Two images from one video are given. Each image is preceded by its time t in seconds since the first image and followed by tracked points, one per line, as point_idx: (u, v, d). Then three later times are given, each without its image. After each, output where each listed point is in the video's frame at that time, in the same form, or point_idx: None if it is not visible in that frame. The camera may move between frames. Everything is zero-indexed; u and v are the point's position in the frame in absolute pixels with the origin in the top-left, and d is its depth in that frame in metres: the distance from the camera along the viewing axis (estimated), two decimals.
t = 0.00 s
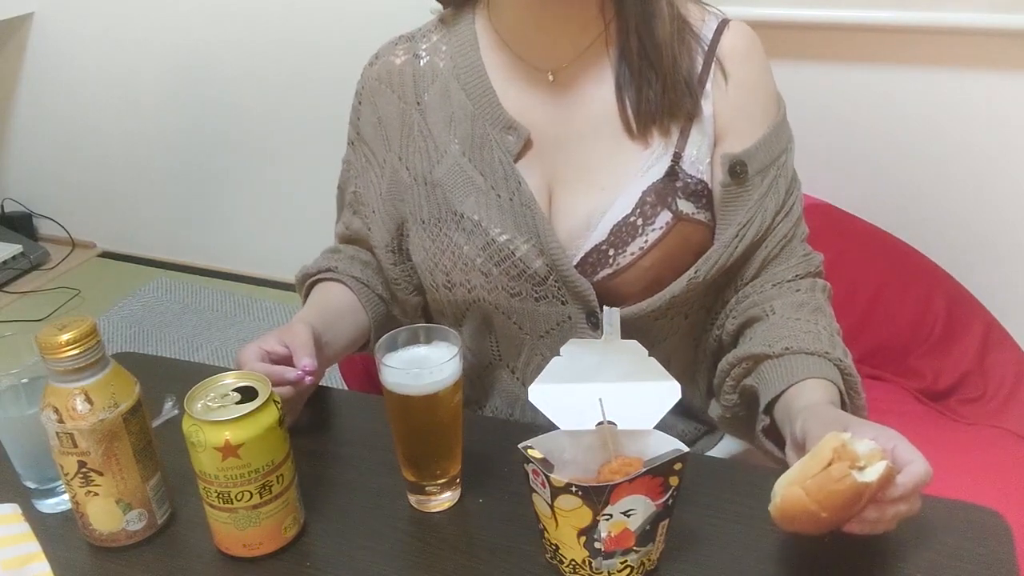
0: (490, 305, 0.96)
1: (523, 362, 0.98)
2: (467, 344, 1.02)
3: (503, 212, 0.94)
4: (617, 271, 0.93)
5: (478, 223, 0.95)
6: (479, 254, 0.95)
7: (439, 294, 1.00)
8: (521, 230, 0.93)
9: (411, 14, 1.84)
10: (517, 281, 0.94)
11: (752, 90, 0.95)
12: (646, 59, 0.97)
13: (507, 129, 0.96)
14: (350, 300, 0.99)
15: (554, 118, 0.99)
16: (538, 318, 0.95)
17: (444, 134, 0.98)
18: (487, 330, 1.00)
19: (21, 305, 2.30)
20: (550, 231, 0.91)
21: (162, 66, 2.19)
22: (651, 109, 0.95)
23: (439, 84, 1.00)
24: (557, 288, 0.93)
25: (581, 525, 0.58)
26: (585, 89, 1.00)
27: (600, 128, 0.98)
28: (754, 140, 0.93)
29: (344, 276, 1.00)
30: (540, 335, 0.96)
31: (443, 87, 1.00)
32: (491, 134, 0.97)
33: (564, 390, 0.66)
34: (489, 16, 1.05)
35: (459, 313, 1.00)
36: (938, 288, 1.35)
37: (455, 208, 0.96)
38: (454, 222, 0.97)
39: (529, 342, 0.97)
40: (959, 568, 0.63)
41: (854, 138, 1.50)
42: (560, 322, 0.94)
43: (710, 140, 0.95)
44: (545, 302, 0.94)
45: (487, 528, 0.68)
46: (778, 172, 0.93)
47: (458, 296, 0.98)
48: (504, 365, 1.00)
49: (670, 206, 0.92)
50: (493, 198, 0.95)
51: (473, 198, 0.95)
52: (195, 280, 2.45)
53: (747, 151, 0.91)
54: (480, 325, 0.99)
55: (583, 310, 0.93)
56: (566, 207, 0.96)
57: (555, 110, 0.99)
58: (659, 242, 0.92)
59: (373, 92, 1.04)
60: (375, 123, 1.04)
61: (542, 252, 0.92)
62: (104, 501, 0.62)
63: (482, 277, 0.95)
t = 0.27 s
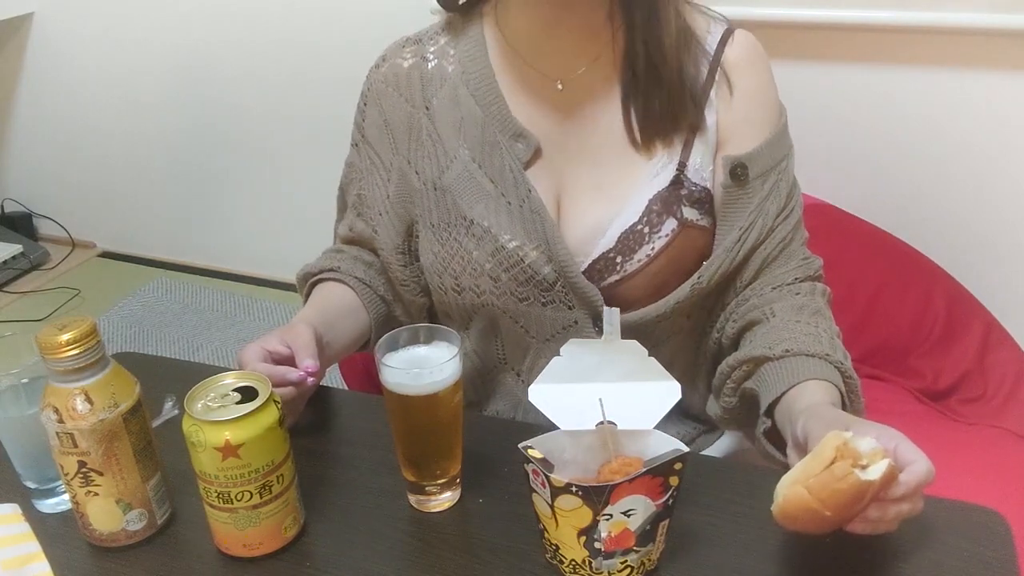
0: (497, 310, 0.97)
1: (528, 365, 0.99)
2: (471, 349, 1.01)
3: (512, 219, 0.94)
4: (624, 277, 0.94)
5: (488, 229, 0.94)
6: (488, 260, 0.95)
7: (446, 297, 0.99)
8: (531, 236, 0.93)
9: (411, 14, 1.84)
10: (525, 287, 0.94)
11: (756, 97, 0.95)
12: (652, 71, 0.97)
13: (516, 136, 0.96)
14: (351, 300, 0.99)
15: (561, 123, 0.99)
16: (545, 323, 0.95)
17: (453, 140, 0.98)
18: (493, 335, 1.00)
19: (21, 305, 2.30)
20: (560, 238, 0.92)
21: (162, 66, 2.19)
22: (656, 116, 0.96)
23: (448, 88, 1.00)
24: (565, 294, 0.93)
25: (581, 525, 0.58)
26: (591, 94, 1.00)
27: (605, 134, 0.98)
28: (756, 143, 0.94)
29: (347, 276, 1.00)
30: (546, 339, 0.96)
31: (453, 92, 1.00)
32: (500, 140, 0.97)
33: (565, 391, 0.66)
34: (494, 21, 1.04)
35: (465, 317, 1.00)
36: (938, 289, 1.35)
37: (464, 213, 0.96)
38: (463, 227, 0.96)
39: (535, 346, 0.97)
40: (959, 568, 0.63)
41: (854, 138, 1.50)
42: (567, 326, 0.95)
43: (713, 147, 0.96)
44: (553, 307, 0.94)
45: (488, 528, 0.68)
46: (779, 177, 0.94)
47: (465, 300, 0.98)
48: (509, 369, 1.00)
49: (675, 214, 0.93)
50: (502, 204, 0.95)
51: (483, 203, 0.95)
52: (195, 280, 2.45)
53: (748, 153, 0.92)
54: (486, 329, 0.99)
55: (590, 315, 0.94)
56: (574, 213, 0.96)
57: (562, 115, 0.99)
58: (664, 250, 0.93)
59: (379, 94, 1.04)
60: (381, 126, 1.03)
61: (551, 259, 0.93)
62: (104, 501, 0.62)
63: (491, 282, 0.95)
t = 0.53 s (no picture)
0: (497, 306, 0.97)
1: (529, 361, 0.99)
2: (471, 346, 1.01)
3: (511, 214, 0.94)
4: (623, 271, 0.94)
5: (487, 224, 0.94)
6: (487, 255, 0.95)
7: (447, 293, 1.00)
8: (530, 232, 0.93)
9: (411, 14, 1.84)
10: (524, 282, 0.94)
11: (755, 95, 0.95)
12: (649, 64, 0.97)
13: (516, 132, 0.96)
14: (353, 301, 0.99)
15: (561, 120, 0.99)
16: (545, 318, 0.95)
17: (453, 136, 0.98)
18: (494, 331, 1.00)
19: (21, 305, 2.30)
20: (559, 233, 0.92)
21: (162, 66, 2.19)
22: (654, 110, 0.96)
23: (448, 85, 1.00)
24: (564, 289, 0.93)
25: (581, 525, 0.58)
26: (591, 91, 1.00)
27: (606, 131, 0.98)
28: (755, 138, 0.94)
29: (347, 277, 1.00)
30: (546, 334, 0.96)
31: (452, 89, 1.00)
32: (500, 136, 0.97)
33: (565, 390, 0.66)
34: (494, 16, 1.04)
35: (466, 314, 1.00)
36: (938, 288, 1.35)
37: (464, 209, 0.96)
38: (463, 223, 0.96)
39: (535, 342, 0.97)
40: (959, 569, 0.63)
41: (854, 138, 1.50)
42: (566, 322, 0.95)
43: (711, 141, 0.96)
44: (552, 303, 0.94)
45: (487, 528, 0.68)
46: (777, 171, 0.93)
47: (465, 296, 0.98)
48: (509, 365, 1.00)
49: (674, 208, 0.93)
50: (502, 199, 0.95)
51: (482, 199, 0.95)
52: (195, 280, 2.45)
53: (746, 147, 0.92)
54: (487, 325, 0.99)
55: (589, 310, 0.94)
56: (574, 209, 0.96)
57: (563, 112, 0.99)
58: (663, 242, 0.92)
59: (380, 92, 1.04)
60: (381, 124, 1.03)
61: (550, 254, 0.92)
62: (104, 501, 0.62)
63: (490, 278, 0.95)
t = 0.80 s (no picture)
0: (494, 301, 0.97)
1: (525, 358, 0.99)
2: (468, 342, 1.01)
3: (510, 208, 0.94)
4: (620, 267, 0.93)
5: (485, 218, 0.95)
6: (485, 249, 0.95)
7: (444, 288, 1.00)
8: (528, 225, 0.93)
9: (411, 14, 1.84)
10: (522, 276, 0.94)
11: (752, 96, 0.95)
12: (645, 57, 0.97)
13: (515, 127, 0.96)
14: (352, 300, 0.99)
15: (560, 115, 0.99)
16: (542, 313, 0.95)
17: (452, 130, 0.98)
18: (490, 325, 1.00)
19: (21, 305, 2.30)
20: (556, 227, 0.92)
21: (162, 66, 2.19)
22: (653, 107, 0.96)
23: (448, 79, 1.00)
24: (561, 283, 0.93)
25: (581, 525, 0.58)
26: (590, 87, 1.00)
27: (604, 129, 0.98)
28: (751, 136, 0.94)
29: (345, 275, 1.00)
30: (542, 330, 0.96)
31: (452, 83, 1.00)
32: (499, 130, 0.97)
33: (564, 390, 0.66)
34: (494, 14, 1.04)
35: (463, 309, 1.00)
36: (937, 287, 1.35)
37: (463, 203, 0.96)
38: (461, 217, 0.96)
39: (531, 338, 0.97)
40: (959, 569, 0.63)
41: (854, 138, 1.50)
42: (563, 317, 0.95)
43: (708, 138, 0.96)
44: (549, 298, 0.94)
45: (487, 528, 0.68)
46: (773, 169, 0.93)
47: (462, 289, 0.98)
48: (505, 361, 1.00)
49: (671, 205, 0.93)
50: (500, 193, 0.95)
51: (481, 193, 0.95)
52: (195, 280, 2.45)
53: (743, 145, 0.92)
54: (484, 320, 0.99)
55: (586, 306, 0.94)
56: (571, 204, 0.96)
57: (561, 107, 0.99)
58: (660, 239, 0.93)
59: (379, 86, 1.04)
60: (380, 118, 1.03)
61: (548, 248, 0.92)
62: (104, 501, 0.62)
63: (487, 271, 0.95)
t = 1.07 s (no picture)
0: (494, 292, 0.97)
1: (523, 353, 0.98)
2: (467, 335, 1.01)
3: (510, 199, 0.94)
4: (619, 260, 0.93)
5: (486, 209, 0.95)
6: (485, 239, 0.95)
7: (443, 280, 1.00)
8: (528, 216, 0.93)
9: (411, 14, 1.83)
10: (522, 267, 0.94)
11: (753, 93, 0.95)
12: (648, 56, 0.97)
13: (516, 119, 0.96)
14: (352, 297, 0.99)
15: (561, 109, 0.99)
16: (541, 306, 0.95)
17: (454, 121, 0.98)
18: (489, 318, 1.00)
19: (21, 305, 2.30)
20: (557, 218, 0.92)
21: (162, 66, 2.19)
22: (655, 103, 0.95)
23: (450, 71, 1.00)
24: (560, 275, 0.93)
25: (581, 525, 0.58)
26: (591, 82, 1.00)
27: (605, 124, 0.98)
28: (752, 131, 0.94)
29: (345, 272, 1.00)
30: (540, 322, 0.96)
31: (455, 76, 1.00)
32: (500, 122, 0.97)
33: (564, 390, 0.66)
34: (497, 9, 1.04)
35: (462, 301, 1.00)
36: (937, 287, 1.35)
37: (463, 194, 0.96)
38: (462, 208, 0.97)
39: (530, 331, 0.97)
40: (958, 569, 0.63)
41: (854, 138, 1.50)
42: (561, 310, 0.95)
43: (709, 133, 0.96)
44: (549, 290, 0.94)
45: (487, 528, 0.68)
46: (773, 166, 0.93)
47: (462, 281, 0.98)
48: (504, 355, 1.00)
49: (671, 198, 0.93)
50: (501, 184, 0.95)
51: (482, 183, 0.95)
52: (195, 280, 2.45)
53: (743, 140, 0.92)
54: (483, 313, 0.99)
55: (585, 299, 0.93)
56: (572, 197, 0.96)
57: (563, 101, 0.99)
58: (660, 232, 0.93)
59: (382, 79, 1.04)
60: (383, 110, 1.03)
61: (548, 239, 0.93)
62: (104, 501, 0.62)
63: (487, 262, 0.95)
